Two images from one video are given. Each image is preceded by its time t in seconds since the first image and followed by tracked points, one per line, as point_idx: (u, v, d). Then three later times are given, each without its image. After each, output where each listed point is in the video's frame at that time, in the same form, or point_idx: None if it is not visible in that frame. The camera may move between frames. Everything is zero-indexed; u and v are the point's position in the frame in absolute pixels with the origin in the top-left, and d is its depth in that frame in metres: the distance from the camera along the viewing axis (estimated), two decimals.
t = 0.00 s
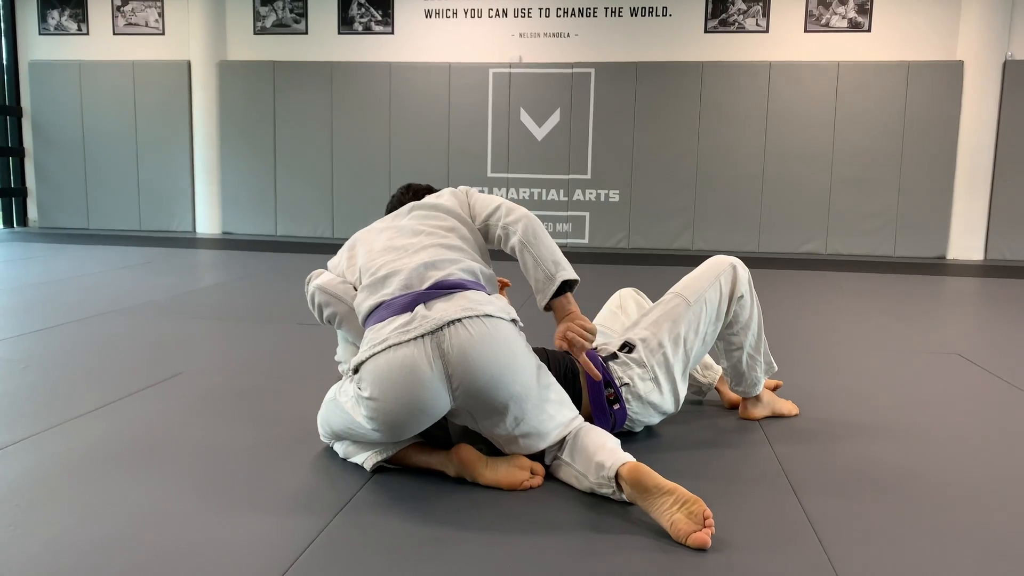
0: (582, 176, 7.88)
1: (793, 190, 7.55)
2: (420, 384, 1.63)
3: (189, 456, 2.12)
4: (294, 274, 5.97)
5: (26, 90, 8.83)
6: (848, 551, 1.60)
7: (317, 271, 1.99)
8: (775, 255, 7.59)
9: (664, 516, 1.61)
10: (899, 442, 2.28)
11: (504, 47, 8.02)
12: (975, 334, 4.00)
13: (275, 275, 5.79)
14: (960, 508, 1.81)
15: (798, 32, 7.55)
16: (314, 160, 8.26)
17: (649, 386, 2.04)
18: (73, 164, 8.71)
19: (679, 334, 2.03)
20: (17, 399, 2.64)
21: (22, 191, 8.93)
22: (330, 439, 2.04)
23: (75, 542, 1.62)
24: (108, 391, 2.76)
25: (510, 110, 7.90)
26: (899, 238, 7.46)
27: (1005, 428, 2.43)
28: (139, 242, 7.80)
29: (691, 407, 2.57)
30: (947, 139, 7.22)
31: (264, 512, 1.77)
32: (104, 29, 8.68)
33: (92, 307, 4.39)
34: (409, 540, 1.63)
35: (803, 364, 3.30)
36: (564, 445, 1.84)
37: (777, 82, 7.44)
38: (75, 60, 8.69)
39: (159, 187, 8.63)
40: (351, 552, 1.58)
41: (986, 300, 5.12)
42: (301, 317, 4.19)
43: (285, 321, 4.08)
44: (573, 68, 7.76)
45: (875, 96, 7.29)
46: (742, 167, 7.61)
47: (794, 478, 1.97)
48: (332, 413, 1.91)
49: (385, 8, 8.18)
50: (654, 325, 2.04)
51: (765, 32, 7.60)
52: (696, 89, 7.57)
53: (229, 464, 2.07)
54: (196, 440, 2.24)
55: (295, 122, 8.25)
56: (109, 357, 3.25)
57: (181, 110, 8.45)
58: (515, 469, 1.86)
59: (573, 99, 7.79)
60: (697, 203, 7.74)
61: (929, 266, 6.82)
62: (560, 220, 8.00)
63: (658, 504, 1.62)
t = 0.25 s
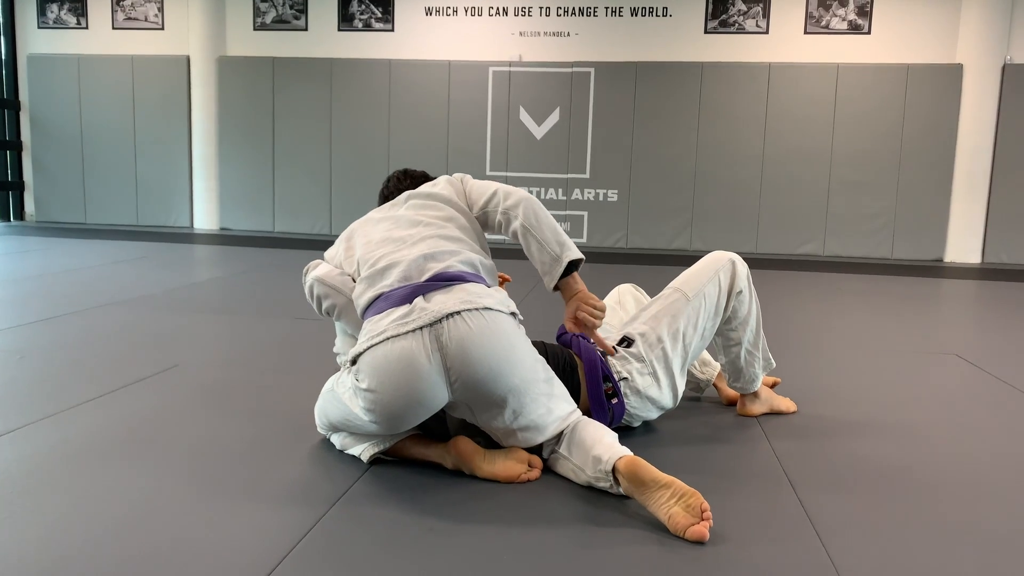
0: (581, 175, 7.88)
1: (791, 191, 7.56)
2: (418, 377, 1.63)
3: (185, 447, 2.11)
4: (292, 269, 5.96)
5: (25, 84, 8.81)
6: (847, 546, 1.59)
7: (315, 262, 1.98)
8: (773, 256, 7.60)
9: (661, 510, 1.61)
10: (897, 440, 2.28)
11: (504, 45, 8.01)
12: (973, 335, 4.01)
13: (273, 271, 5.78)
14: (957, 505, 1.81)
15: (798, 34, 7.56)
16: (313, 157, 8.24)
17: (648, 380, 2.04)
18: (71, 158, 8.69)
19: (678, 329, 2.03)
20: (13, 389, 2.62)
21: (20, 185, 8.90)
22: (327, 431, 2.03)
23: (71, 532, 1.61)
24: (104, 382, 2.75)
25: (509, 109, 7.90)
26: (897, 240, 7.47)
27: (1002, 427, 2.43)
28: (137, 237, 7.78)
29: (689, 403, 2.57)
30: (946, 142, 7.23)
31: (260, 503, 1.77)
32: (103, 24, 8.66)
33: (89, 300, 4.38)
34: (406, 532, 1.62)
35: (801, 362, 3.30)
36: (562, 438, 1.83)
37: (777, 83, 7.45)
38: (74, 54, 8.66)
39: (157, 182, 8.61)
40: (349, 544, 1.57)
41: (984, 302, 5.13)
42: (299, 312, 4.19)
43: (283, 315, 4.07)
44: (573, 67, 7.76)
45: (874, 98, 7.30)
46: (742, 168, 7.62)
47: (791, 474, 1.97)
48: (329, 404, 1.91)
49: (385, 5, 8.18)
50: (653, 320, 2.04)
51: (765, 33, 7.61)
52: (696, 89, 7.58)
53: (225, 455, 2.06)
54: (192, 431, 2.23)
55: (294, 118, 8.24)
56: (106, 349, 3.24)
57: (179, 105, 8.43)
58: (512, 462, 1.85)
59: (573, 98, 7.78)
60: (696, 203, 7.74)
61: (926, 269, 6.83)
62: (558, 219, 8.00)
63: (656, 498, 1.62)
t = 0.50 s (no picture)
0: (579, 177, 7.89)
1: (789, 193, 7.57)
2: (418, 373, 1.62)
3: (183, 443, 2.10)
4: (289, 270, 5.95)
5: (22, 84, 8.80)
6: (847, 544, 1.59)
7: (312, 260, 1.97)
8: (771, 258, 7.60)
9: (661, 506, 1.60)
10: (896, 439, 2.27)
11: (502, 47, 8.02)
12: (971, 336, 4.01)
13: (270, 271, 5.77)
14: (956, 503, 1.81)
15: (796, 36, 7.58)
16: (311, 158, 8.24)
17: (646, 379, 2.04)
18: (68, 159, 8.68)
19: (678, 328, 2.02)
20: (10, 386, 2.62)
21: (17, 185, 8.88)
22: (326, 428, 2.03)
23: (68, 529, 1.60)
24: (102, 380, 2.74)
25: (508, 110, 7.90)
26: (894, 243, 7.48)
27: (1001, 426, 2.43)
28: (133, 238, 7.76)
29: (688, 402, 2.57)
30: (943, 144, 7.24)
31: (259, 499, 1.76)
32: (102, 24, 8.65)
33: (86, 300, 4.37)
34: (405, 528, 1.62)
35: (799, 363, 3.30)
36: (561, 435, 1.83)
37: (775, 85, 7.46)
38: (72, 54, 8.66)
39: (154, 183, 8.60)
40: (348, 540, 1.57)
41: (981, 303, 5.14)
42: (297, 311, 4.18)
43: (281, 314, 4.06)
44: (571, 69, 7.76)
45: (871, 100, 7.32)
46: (739, 170, 7.63)
47: (790, 472, 1.97)
48: (328, 401, 1.90)
49: (384, 7, 8.18)
50: (653, 319, 2.03)
51: (763, 35, 7.63)
52: (693, 92, 7.59)
53: (223, 452, 2.06)
54: (189, 428, 2.23)
55: (292, 120, 8.23)
56: (103, 347, 3.23)
57: (177, 106, 8.43)
58: (511, 459, 1.85)
59: (571, 100, 7.79)
60: (693, 205, 7.75)
61: (924, 271, 6.84)
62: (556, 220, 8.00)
63: (655, 494, 1.62)
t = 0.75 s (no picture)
0: (577, 182, 7.90)
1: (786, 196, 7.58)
2: (419, 373, 1.61)
3: (182, 446, 2.10)
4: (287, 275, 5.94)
5: (20, 91, 8.79)
6: (848, 543, 1.59)
7: (307, 264, 1.96)
8: (769, 261, 7.61)
9: (661, 505, 1.59)
10: (896, 440, 2.27)
11: (500, 52, 8.04)
12: (970, 337, 4.01)
13: (268, 276, 5.76)
14: (957, 504, 1.80)
15: (793, 40, 7.61)
16: (308, 163, 8.24)
17: (644, 382, 2.04)
18: (65, 165, 8.67)
19: (677, 331, 2.02)
20: (8, 391, 2.61)
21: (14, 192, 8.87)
22: (325, 430, 2.02)
23: (67, 532, 1.60)
24: (100, 384, 2.73)
25: (505, 115, 7.91)
26: (892, 245, 7.49)
27: (1001, 427, 2.43)
28: (131, 244, 7.75)
29: (688, 403, 2.57)
30: (940, 146, 7.26)
31: (257, 501, 1.75)
32: (99, 31, 8.66)
33: (83, 305, 4.36)
34: (405, 529, 1.61)
35: (799, 365, 3.29)
36: (561, 437, 1.82)
37: (772, 89, 7.48)
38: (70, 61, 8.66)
39: (151, 188, 8.59)
40: (348, 542, 1.56)
41: (979, 305, 5.14)
42: (295, 315, 4.17)
43: (279, 319, 4.06)
44: (569, 74, 7.78)
45: (868, 104, 7.34)
46: (737, 173, 7.64)
47: (791, 473, 1.97)
48: (328, 403, 1.89)
49: (381, 12, 8.19)
50: (651, 322, 2.03)
51: (759, 39, 7.65)
52: (691, 96, 7.60)
53: (222, 454, 2.05)
54: (187, 432, 2.22)
55: (290, 125, 8.24)
56: (101, 352, 3.22)
57: (174, 111, 8.42)
58: (511, 460, 1.84)
59: (569, 104, 7.80)
60: (691, 209, 7.75)
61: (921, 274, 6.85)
62: (554, 224, 8.00)
63: (655, 494, 1.60)
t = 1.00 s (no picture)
0: (575, 186, 7.90)
1: (784, 200, 7.59)
2: (419, 377, 1.61)
3: (181, 453, 2.09)
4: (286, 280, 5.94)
5: (18, 98, 8.79)
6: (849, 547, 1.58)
7: (301, 271, 1.95)
8: (767, 265, 7.61)
9: (661, 510, 1.59)
10: (896, 443, 2.27)
11: (498, 58, 8.05)
12: (969, 340, 4.00)
13: (266, 282, 5.76)
14: (958, 507, 1.80)
15: (790, 44, 7.62)
16: (306, 169, 8.24)
17: (644, 387, 2.03)
18: (64, 172, 8.67)
19: (677, 336, 2.01)
20: (6, 397, 2.60)
21: (12, 199, 8.87)
22: (324, 436, 2.01)
23: (66, 538, 1.59)
24: (98, 391, 2.72)
25: (503, 120, 7.92)
26: (891, 249, 7.49)
27: (1002, 430, 2.42)
28: (129, 250, 7.75)
29: (688, 407, 2.56)
30: (938, 149, 7.26)
31: (257, 507, 1.75)
32: (97, 37, 8.67)
33: (81, 311, 4.35)
34: (405, 534, 1.61)
35: (798, 368, 3.29)
36: (560, 441, 1.81)
37: (769, 93, 7.49)
38: (68, 67, 8.67)
39: (150, 195, 8.59)
40: (347, 547, 1.55)
41: (978, 308, 5.14)
42: (293, 321, 4.16)
43: (278, 324, 4.05)
44: (567, 78, 7.79)
45: (866, 107, 7.35)
46: (735, 177, 7.64)
47: (791, 477, 1.96)
48: (327, 408, 1.88)
49: (379, 18, 8.21)
50: (651, 327, 2.02)
51: (756, 43, 7.67)
52: (688, 100, 7.61)
53: (221, 460, 2.04)
54: (187, 438, 2.21)
55: (288, 131, 8.24)
56: (99, 358, 3.21)
57: (173, 118, 8.43)
58: (510, 465, 1.83)
59: (566, 109, 7.81)
60: (690, 213, 7.76)
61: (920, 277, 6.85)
62: (553, 229, 8.00)
63: (655, 498, 1.59)
